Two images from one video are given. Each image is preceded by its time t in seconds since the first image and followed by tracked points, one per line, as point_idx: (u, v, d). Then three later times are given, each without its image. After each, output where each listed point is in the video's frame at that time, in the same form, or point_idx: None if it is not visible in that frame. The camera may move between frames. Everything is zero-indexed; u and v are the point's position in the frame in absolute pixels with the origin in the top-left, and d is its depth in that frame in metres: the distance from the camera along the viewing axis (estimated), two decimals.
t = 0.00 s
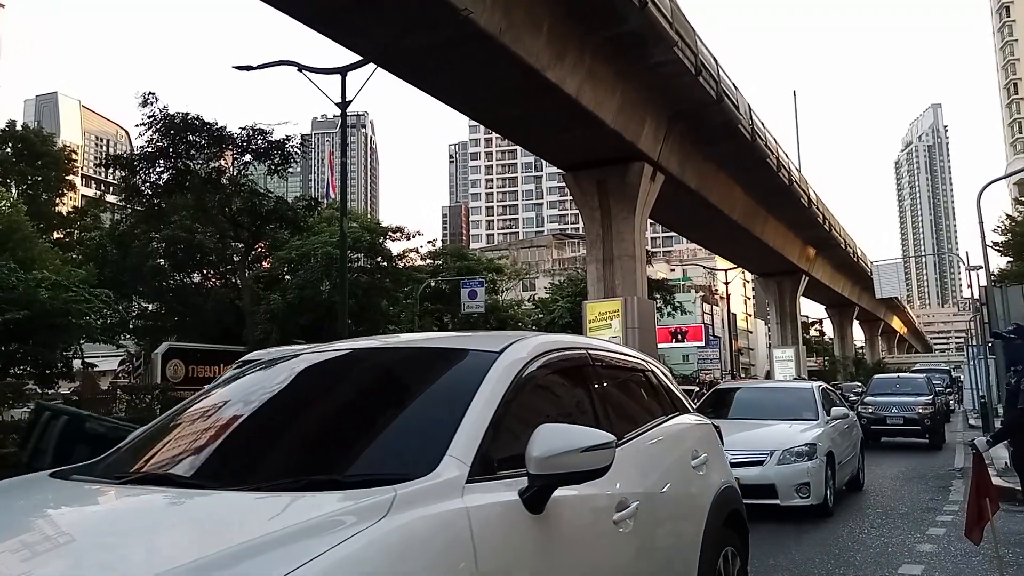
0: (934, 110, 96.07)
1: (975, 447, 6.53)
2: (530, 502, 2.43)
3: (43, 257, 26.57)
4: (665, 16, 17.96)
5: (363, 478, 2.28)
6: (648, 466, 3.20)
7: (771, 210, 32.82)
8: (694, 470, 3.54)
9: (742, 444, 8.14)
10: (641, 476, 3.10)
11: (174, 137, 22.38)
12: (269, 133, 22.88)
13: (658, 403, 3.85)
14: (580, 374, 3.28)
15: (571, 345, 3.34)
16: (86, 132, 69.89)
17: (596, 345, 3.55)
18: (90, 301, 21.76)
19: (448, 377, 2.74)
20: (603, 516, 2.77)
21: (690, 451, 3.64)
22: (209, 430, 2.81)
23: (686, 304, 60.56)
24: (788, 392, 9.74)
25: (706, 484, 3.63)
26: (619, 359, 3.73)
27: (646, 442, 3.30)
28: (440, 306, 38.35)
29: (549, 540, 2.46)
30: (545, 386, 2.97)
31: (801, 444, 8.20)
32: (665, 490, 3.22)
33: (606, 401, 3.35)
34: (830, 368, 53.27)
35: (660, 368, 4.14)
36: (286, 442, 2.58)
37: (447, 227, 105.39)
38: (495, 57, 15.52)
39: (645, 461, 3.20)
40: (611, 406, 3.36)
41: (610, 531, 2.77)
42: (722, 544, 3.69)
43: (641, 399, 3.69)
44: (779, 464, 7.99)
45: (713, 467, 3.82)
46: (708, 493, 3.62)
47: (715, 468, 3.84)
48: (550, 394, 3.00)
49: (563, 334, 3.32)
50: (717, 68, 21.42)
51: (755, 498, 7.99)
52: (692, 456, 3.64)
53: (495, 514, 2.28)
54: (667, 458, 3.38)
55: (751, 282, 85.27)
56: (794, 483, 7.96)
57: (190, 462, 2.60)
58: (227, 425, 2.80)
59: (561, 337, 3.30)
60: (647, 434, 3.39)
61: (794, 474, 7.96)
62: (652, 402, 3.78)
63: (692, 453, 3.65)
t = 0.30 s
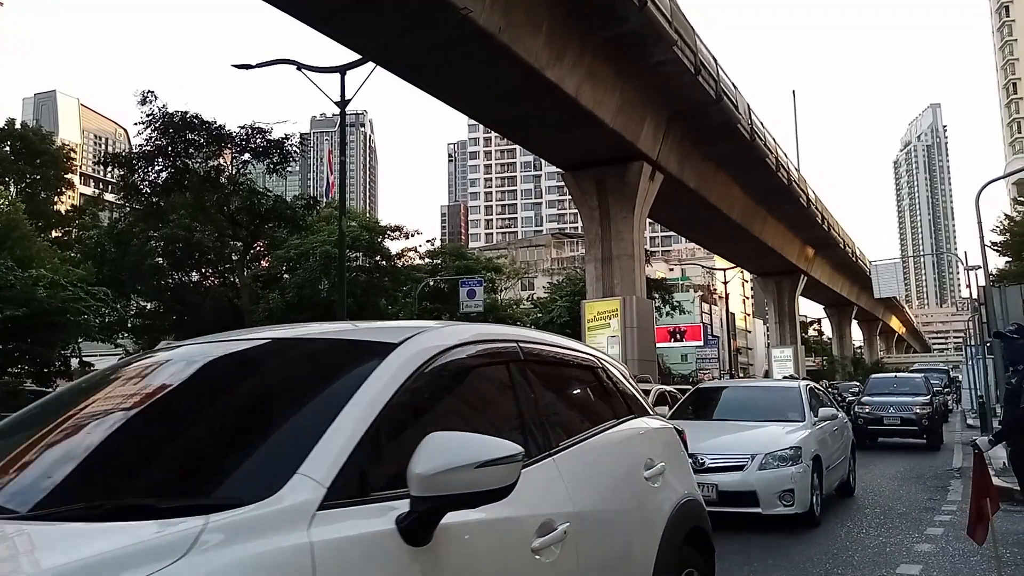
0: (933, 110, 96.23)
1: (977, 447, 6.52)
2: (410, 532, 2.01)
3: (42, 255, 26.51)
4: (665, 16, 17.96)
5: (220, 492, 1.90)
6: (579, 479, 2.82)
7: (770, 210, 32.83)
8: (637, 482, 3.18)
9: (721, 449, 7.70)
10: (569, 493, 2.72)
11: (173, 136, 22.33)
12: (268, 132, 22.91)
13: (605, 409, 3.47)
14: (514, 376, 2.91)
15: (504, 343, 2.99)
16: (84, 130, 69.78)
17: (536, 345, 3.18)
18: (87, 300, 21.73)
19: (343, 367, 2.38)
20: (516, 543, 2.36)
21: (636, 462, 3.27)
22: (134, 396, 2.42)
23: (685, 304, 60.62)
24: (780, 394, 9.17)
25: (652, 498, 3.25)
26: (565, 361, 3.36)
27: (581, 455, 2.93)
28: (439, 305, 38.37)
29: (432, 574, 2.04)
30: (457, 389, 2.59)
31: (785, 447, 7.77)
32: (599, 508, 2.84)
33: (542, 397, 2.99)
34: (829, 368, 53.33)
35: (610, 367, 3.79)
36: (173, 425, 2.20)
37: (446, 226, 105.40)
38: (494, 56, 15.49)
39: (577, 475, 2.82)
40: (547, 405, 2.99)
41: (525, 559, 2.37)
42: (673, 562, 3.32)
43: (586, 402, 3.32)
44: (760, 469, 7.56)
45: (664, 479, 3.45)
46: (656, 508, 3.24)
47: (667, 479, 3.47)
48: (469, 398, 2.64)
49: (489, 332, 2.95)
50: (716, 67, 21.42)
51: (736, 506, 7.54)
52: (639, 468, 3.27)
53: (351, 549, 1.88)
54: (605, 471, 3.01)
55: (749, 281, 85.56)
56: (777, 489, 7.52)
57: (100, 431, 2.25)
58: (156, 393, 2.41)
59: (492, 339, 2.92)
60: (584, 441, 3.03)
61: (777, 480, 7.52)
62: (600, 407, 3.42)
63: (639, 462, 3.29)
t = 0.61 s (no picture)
0: (934, 112, 96.32)
1: (979, 449, 6.53)
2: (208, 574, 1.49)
3: (42, 253, 26.48)
4: (666, 16, 17.91)
5: None
6: (488, 497, 2.19)
7: (770, 211, 32.77)
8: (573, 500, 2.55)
9: (699, 454, 7.01)
10: (472, 517, 2.09)
11: (174, 135, 22.27)
12: (269, 131, 22.93)
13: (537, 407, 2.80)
14: (411, 369, 2.27)
15: (401, 332, 2.33)
16: (86, 128, 69.85)
17: (450, 335, 2.53)
18: (87, 299, 21.68)
19: (139, 372, 1.74)
20: None
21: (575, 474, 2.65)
22: (69, 343, 1.98)
23: (686, 305, 60.71)
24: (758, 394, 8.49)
25: (591, 518, 2.60)
26: (492, 352, 2.72)
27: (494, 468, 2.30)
28: (439, 305, 38.40)
29: None
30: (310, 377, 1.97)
31: (769, 453, 7.09)
32: (514, 535, 2.21)
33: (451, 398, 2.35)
34: (829, 369, 53.35)
35: (554, 360, 3.16)
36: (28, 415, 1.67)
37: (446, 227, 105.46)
38: (495, 55, 15.44)
39: (485, 495, 2.19)
40: (457, 407, 2.35)
41: None
42: None
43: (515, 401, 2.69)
44: (741, 477, 6.87)
45: (610, 492, 2.82)
46: (598, 531, 2.62)
47: (615, 493, 2.85)
48: (333, 403, 2.00)
49: (383, 316, 2.30)
50: (718, 68, 21.36)
51: (715, 518, 6.82)
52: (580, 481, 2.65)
53: None
54: (529, 486, 2.38)
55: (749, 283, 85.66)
56: (760, 499, 6.83)
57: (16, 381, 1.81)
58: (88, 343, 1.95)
59: (382, 327, 2.27)
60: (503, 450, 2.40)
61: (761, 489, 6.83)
62: (535, 409, 2.78)
63: (578, 474, 2.66)
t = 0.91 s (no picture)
0: (934, 112, 96.47)
1: (978, 448, 6.54)
2: None
3: (42, 254, 26.44)
4: (666, 16, 17.91)
5: None
6: (354, 525, 1.83)
7: (770, 212, 32.76)
8: (480, 523, 2.22)
9: (676, 460, 6.71)
10: (327, 550, 1.73)
11: (174, 135, 22.25)
12: (269, 131, 22.95)
13: (451, 413, 2.48)
14: (274, 363, 1.91)
15: (262, 317, 1.95)
16: (86, 129, 69.81)
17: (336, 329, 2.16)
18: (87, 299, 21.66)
19: None
20: None
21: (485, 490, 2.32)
22: None
23: (686, 305, 60.79)
24: (746, 396, 8.21)
25: (510, 541, 2.34)
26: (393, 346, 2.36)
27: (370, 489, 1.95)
28: (440, 305, 38.45)
29: None
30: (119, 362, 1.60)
31: (751, 459, 6.79)
32: (387, 566, 1.86)
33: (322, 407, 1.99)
34: (830, 369, 53.40)
35: (473, 353, 2.80)
36: None
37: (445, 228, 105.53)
38: (494, 55, 15.43)
39: (347, 517, 1.83)
40: (342, 431, 2.00)
41: None
42: None
43: (414, 405, 2.34)
44: (720, 484, 6.58)
45: (538, 510, 2.56)
46: (512, 556, 2.33)
47: (537, 509, 2.55)
48: (133, 400, 1.61)
49: (238, 301, 1.92)
50: (718, 68, 21.36)
51: (692, 528, 6.53)
52: (487, 500, 2.32)
53: None
54: (419, 508, 2.04)
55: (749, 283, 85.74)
56: (740, 508, 6.53)
57: None
58: None
59: (237, 312, 1.89)
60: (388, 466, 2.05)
61: (740, 497, 6.54)
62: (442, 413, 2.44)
63: (496, 492, 2.37)
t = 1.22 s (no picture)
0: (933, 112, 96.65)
1: (975, 448, 6.54)
2: None
3: (42, 253, 26.36)
4: (666, 16, 17.92)
5: None
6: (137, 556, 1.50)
7: (770, 212, 32.75)
8: (337, 552, 1.84)
9: (648, 465, 5.96)
10: None
11: (174, 135, 22.26)
12: (269, 131, 22.96)
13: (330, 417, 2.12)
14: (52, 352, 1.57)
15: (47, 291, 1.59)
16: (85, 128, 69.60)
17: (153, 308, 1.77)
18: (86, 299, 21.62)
19: None
20: None
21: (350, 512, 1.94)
22: None
23: (686, 305, 60.81)
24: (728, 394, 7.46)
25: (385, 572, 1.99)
26: (226, 336, 1.92)
27: (154, 520, 1.56)
28: (439, 305, 38.44)
29: None
30: None
31: (729, 464, 6.07)
32: None
33: (90, 416, 1.60)
34: (830, 369, 53.41)
35: (364, 342, 2.41)
36: None
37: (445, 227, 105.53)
38: (493, 54, 15.41)
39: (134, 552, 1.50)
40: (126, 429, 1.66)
41: None
42: None
43: (266, 408, 1.98)
44: (695, 493, 5.85)
45: (434, 535, 2.21)
46: None
47: (432, 534, 2.20)
48: None
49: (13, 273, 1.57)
50: (718, 69, 21.38)
51: (664, 542, 5.81)
52: (359, 522, 1.95)
53: None
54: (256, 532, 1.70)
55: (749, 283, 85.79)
56: (716, 519, 5.82)
57: None
58: None
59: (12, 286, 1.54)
60: (191, 490, 1.67)
61: (718, 507, 5.83)
62: (306, 420, 2.05)
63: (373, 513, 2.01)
